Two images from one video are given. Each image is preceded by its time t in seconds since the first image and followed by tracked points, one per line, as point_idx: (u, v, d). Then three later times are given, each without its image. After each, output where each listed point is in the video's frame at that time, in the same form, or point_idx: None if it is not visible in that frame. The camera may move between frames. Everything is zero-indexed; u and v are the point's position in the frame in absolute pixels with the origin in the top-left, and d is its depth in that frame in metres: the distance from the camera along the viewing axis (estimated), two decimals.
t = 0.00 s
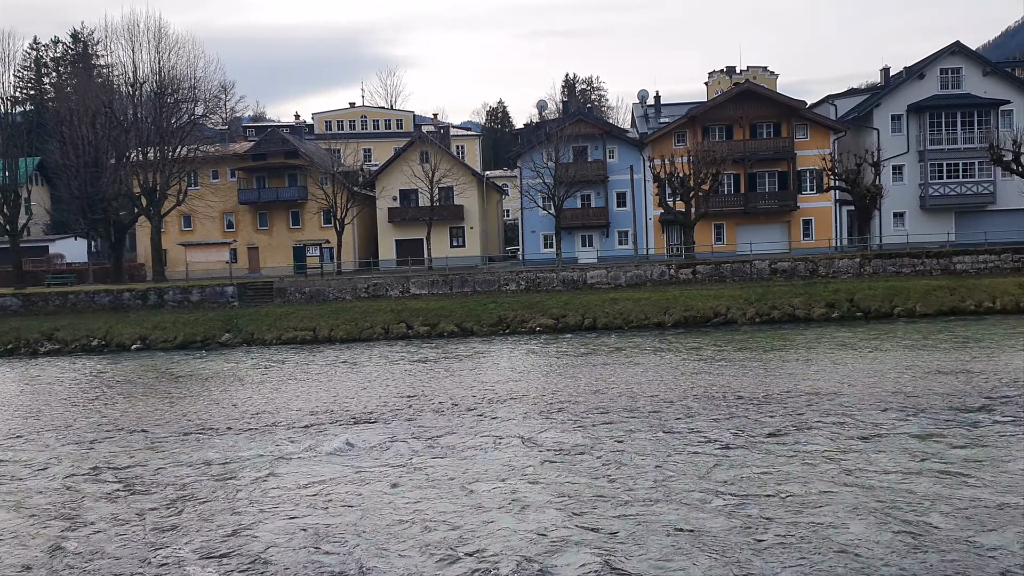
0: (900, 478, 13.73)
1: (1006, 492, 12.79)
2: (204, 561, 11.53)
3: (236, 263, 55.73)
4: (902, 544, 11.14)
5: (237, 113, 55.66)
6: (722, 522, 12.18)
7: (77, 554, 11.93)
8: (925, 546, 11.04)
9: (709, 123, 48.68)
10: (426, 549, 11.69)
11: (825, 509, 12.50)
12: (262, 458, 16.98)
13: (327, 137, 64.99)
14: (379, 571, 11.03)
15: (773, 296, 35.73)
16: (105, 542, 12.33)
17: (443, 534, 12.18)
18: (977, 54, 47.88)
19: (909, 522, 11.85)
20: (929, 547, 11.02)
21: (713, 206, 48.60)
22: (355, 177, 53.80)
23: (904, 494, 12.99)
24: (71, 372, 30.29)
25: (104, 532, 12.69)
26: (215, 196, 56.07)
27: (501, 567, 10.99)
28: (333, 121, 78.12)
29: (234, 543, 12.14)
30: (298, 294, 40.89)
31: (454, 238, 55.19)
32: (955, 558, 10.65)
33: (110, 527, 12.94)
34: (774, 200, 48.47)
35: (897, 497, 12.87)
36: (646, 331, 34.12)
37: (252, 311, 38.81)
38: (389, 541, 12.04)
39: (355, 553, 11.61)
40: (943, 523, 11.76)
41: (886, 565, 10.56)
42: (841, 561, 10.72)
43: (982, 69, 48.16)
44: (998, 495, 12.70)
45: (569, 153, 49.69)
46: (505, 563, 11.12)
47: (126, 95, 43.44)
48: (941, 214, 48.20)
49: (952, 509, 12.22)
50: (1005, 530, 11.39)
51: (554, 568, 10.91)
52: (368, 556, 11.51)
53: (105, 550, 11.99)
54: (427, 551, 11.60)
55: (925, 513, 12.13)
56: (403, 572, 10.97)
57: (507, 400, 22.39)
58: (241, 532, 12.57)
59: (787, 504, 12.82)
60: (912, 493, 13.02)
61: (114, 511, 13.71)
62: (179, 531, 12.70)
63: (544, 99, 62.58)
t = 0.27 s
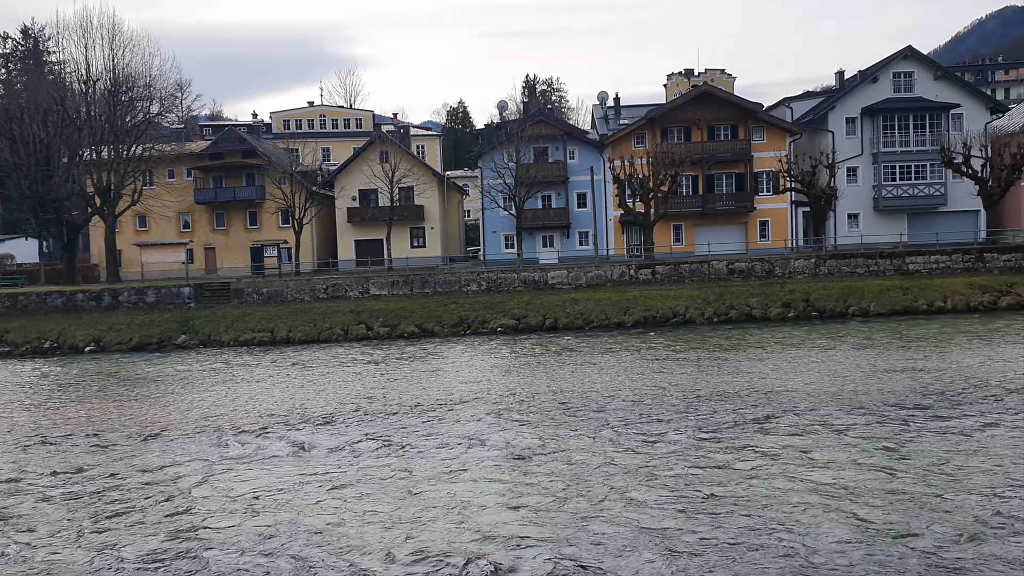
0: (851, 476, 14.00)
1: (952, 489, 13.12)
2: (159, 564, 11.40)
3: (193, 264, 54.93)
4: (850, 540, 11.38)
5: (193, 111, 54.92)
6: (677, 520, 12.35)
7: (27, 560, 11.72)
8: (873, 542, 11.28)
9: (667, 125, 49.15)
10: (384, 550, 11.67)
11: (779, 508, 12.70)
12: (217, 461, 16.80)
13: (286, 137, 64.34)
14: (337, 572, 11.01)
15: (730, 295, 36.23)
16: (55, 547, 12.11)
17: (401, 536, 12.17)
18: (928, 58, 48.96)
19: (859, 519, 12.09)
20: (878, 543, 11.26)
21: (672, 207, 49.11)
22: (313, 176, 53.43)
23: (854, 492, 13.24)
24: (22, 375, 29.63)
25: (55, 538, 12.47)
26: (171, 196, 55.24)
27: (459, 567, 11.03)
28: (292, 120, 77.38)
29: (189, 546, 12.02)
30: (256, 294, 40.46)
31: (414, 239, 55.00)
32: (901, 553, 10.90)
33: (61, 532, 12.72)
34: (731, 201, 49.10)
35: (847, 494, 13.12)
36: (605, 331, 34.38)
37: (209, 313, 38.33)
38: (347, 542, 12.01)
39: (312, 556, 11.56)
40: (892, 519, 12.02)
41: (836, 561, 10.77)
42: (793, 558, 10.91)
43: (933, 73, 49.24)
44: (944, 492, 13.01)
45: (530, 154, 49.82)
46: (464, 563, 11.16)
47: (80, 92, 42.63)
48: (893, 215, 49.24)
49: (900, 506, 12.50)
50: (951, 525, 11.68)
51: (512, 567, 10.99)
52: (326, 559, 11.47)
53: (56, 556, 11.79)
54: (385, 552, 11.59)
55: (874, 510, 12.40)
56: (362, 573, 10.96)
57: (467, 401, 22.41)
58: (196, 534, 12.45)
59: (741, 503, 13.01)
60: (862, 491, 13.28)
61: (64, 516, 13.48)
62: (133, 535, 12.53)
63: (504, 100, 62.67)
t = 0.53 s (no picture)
0: (815, 474, 14.17)
1: (913, 486, 13.32)
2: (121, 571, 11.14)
3: (153, 264, 54.02)
4: (815, 538, 11.50)
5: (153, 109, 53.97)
6: (646, 520, 12.38)
7: None
8: (839, 540, 11.41)
9: (632, 126, 49.45)
10: (354, 554, 11.53)
11: (745, 506, 12.81)
12: (179, 464, 16.50)
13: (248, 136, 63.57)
14: None
15: (694, 296, 36.56)
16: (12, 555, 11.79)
17: (369, 539, 12.04)
18: (887, 62, 49.83)
19: (823, 517, 12.22)
20: (844, 540, 11.39)
21: (636, 208, 49.44)
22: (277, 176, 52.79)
23: (818, 490, 13.40)
24: None
25: (12, 545, 12.14)
26: (131, 195, 54.28)
27: (430, 570, 10.94)
28: (255, 119, 76.48)
29: (153, 553, 11.76)
30: (218, 295, 39.90)
31: (379, 239, 54.67)
32: (865, 550, 11.03)
33: (19, 539, 12.38)
34: (695, 202, 49.56)
35: (811, 492, 13.27)
36: (571, 331, 34.49)
37: (171, 313, 37.73)
38: (315, 546, 11.85)
39: (280, 561, 11.38)
40: (855, 517, 12.17)
41: (801, 559, 10.88)
42: (759, 556, 11.01)
43: (891, 77, 50.12)
44: (905, 489, 13.22)
45: (495, 154, 49.79)
46: (434, 565, 11.07)
47: (36, 89, 41.47)
48: (853, 216, 50.08)
49: (864, 504, 12.66)
50: (912, 522, 11.87)
51: (483, 568, 10.93)
52: (294, 563, 11.30)
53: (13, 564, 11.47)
54: (354, 556, 11.45)
55: (838, 508, 12.55)
56: None
57: (433, 402, 22.33)
58: (160, 540, 12.19)
59: (708, 501, 13.09)
60: (825, 488, 13.44)
61: (22, 523, 13.12)
62: (94, 541, 12.23)
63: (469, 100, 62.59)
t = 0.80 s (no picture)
0: (781, 473, 14.29)
1: (877, 485, 13.49)
2: None
3: (113, 265, 53.03)
4: (783, 538, 11.58)
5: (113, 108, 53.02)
6: (615, 520, 12.44)
7: None
8: (806, 538, 11.54)
9: (597, 128, 49.72)
10: (321, 558, 11.42)
11: (713, 507, 12.86)
12: (142, 468, 16.22)
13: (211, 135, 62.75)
14: None
15: (659, 297, 36.84)
16: None
17: (337, 543, 11.93)
18: (847, 67, 50.66)
19: (790, 516, 12.33)
20: (811, 538, 11.54)
21: (602, 209, 49.71)
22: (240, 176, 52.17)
23: (784, 489, 13.52)
24: None
25: None
26: (90, 195, 53.30)
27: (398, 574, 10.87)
28: (217, 118, 75.50)
29: (114, 561, 11.54)
30: (180, 296, 39.30)
31: (344, 240, 54.26)
32: (831, 550, 11.15)
33: None
34: (660, 204, 49.95)
35: (777, 492, 13.38)
36: (537, 332, 34.56)
37: (131, 315, 37.09)
38: (281, 552, 11.73)
39: (246, 567, 11.24)
40: (820, 516, 12.29)
41: (769, 559, 10.94)
42: (726, 555, 11.12)
43: (852, 81, 50.95)
44: (869, 488, 13.38)
45: (461, 155, 49.73)
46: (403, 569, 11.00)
47: None
48: (814, 218, 50.84)
49: (829, 503, 12.79)
50: (877, 521, 12.01)
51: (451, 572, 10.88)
52: (261, 569, 11.16)
53: None
54: (321, 561, 11.35)
55: (804, 507, 12.66)
56: None
57: (399, 404, 22.20)
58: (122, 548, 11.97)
59: (676, 502, 13.13)
60: (791, 488, 13.56)
61: None
62: (53, 549, 11.99)
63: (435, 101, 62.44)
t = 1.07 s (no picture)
0: (750, 474, 14.43)
1: (842, 486, 13.70)
2: None
3: (72, 265, 52.03)
4: (754, 539, 11.70)
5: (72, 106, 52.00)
6: (584, 524, 12.51)
7: None
8: (772, 539, 11.70)
9: (564, 130, 49.88)
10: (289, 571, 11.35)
11: (684, 509, 12.95)
12: (104, 475, 15.96)
13: (173, 134, 61.85)
14: None
15: (624, 298, 37.07)
16: None
17: (306, 555, 11.85)
18: (810, 71, 51.41)
19: (760, 517, 12.46)
20: (777, 539, 11.70)
21: (568, 210, 49.90)
22: (203, 175, 51.47)
23: (751, 491, 13.68)
24: None
25: None
26: (49, 195, 52.24)
27: None
28: (180, 117, 74.42)
29: None
30: (142, 297, 38.69)
31: (309, 240, 53.81)
32: (801, 550, 11.28)
33: None
34: (625, 206, 50.28)
35: (745, 493, 13.53)
36: (503, 333, 34.59)
37: (91, 316, 36.43)
38: (248, 565, 11.63)
39: None
40: (789, 516, 12.44)
41: (741, 560, 11.05)
42: (694, 558, 11.24)
43: (814, 85, 51.72)
44: (834, 489, 13.58)
45: (428, 156, 49.58)
46: None
47: None
48: (777, 220, 51.55)
49: (798, 503, 12.95)
50: (845, 521, 12.19)
51: None
52: None
53: None
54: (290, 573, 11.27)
55: (773, 508, 12.80)
56: None
57: (366, 406, 22.06)
58: (86, 565, 11.80)
59: (647, 504, 13.20)
60: (758, 489, 13.72)
61: None
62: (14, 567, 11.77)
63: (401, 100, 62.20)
